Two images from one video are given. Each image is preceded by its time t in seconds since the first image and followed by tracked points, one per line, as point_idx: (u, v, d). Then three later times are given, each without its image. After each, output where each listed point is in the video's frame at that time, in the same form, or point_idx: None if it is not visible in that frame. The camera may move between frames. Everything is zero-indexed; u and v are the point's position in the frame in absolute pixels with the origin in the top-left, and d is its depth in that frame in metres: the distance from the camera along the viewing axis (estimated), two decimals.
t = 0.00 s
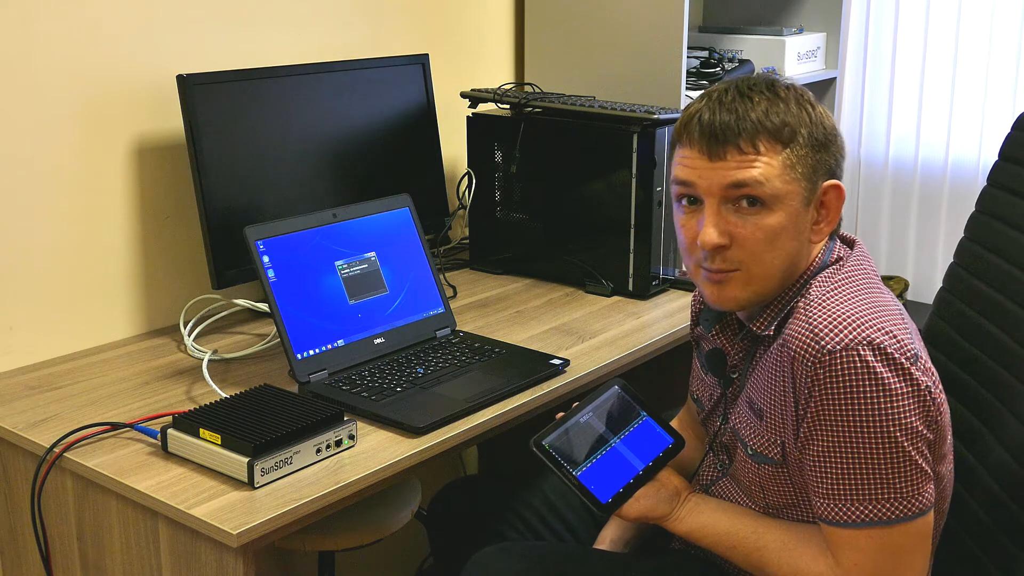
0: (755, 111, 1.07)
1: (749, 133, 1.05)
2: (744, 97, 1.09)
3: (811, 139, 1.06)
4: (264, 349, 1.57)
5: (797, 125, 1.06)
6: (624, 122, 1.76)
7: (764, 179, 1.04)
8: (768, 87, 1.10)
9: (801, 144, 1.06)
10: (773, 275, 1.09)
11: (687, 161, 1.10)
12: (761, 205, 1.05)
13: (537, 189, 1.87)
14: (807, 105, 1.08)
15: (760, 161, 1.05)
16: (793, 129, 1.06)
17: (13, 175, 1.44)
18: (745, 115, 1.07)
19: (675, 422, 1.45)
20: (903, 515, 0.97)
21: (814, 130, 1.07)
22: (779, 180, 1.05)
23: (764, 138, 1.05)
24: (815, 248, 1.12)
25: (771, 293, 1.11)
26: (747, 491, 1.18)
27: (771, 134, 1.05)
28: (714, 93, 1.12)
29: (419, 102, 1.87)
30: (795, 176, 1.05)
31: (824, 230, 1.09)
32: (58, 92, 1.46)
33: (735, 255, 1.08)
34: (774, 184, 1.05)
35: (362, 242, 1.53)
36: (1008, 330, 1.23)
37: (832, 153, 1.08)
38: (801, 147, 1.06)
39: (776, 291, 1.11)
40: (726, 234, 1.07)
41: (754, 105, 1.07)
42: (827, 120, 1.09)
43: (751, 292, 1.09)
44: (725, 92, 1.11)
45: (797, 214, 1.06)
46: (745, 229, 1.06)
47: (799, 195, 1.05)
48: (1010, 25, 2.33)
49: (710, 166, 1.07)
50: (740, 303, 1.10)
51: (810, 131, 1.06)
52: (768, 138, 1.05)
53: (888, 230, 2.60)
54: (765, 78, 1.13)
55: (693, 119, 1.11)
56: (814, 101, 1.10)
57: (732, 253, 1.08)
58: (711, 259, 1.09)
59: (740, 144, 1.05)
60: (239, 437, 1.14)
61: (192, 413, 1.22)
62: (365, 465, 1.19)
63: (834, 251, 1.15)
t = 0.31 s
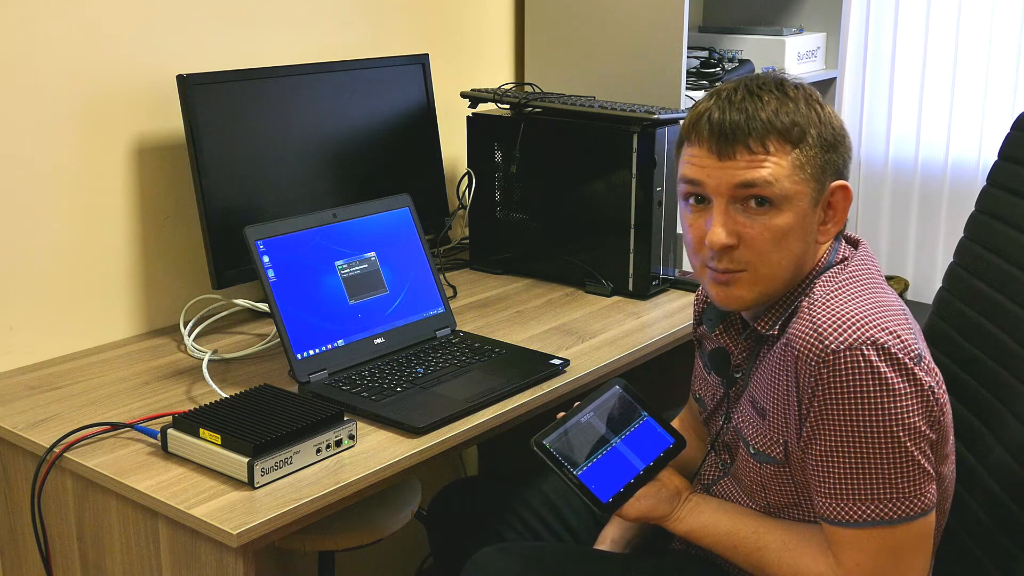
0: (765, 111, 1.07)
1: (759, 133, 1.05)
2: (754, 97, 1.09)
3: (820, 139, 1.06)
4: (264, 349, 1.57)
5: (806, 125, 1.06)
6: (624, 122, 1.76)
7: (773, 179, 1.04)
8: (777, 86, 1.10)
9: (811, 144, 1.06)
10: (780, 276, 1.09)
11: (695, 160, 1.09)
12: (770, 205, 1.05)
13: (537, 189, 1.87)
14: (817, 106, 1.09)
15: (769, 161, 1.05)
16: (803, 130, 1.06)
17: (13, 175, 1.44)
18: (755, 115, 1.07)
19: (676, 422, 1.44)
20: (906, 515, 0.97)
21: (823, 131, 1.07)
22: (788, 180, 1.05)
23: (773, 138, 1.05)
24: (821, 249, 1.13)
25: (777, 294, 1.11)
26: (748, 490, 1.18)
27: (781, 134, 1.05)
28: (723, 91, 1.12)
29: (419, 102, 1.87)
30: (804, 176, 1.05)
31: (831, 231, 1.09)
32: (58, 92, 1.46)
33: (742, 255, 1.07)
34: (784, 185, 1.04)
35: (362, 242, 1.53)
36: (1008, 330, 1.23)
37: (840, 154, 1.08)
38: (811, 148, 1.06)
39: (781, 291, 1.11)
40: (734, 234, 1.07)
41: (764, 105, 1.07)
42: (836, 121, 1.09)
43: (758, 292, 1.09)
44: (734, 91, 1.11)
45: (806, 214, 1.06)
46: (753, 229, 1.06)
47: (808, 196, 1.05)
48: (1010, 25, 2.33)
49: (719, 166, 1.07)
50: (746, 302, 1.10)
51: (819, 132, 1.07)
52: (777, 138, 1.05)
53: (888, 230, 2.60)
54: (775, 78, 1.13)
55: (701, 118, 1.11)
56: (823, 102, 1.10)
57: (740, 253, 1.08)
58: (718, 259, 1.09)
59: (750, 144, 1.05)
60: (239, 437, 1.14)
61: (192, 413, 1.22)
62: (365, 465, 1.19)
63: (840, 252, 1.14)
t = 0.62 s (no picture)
0: (765, 112, 1.07)
1: (757, 134, 1.05)
2: (754, 97, 1.09)
3: (820, 141, 1.06)
4: (264, 349, 1.57)
5: (806, 126, 1.06)
6: (625, 122, 1.76)
7: (771, 180, 1.04)
8: (779, 87, 1.10)
9: (811, 146, 1.06)
10: (777, 276, 1.09)
11: (695, 159, 1.10)
12: (768, 206, 1.05)
13: (537, 189, 1.87)
14: (818, 107, 1.08)
15: (768, 162, 1.05)
16: (802, 131, 1.06)
17: (13, 175, 1.44)
18: (755, 115, 1.07)
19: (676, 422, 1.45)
20: (904, 515, 0.97)
21: (823, 132, 1.07)
22: (786, 182, 1.05)
23: (772, 139, 1.05)
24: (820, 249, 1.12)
25: (774, 294, 1.11)
26: (747, 490, 1.18)
27: (780, 135, 1.05)
28: (724, 91, 1.12)
29: (419, 102, 1.87)
30: (802, 177, 1.05)
31: (829, 232, 1.09)
32: (58, 92, 1.46)
33: (739, 255, 1.07)
34: (781, 186, 1.04)
35: (362, 241, 1.53)
36: (1008, 330, 1.23)
37: (840, 155, 1.08)
38: (810, 149, 1.06)
39: (777, 292, 1.11)
40: (731, 235, 1.07)
41: (764, 106, 1.07)
42: (837, 123, 1.09)
43: (754, 292, 1.09)
44: (735, 91, 1.11)
45: (804, 215, 1.06)
46: (750, 230, 1.06)
47: (806, 197, 1.05)
48: (1010, 25, 2.33)
49: (717, 165, 1.07)
50: (742, 301, 1.10)
51: (819, 133, 1.06)
52: (776, 139, 1.05)
53: (888, 230, 2.60)
54: (777, 79, 1.13)
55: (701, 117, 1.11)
56: (825, 103, 1.10)
57: (736, 253, 1.08)
58: (715, 259, 1.09)
59: (749, 145, 1.05)
60: (239, 437, 1.14)
61: (192, 413, 1.22)
62: (365, 465, 1.19)
63: (839, 252, 1.14)
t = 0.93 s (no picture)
0: (757, 121, 1.04)
1: (744, 144, 1.03)
2: (754, 102, 1.06)
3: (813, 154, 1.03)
4: (264, 349, 1.57)
5: (799, 138, 1.03)
6: (625, 122, 1.76)
7: (754, 192, 1.03)
8: (784, 92, 1.07)
9: (803, 159, 1.03)
10: (762, 283, 1.08)
11: (687, 163, 1.09)
12: (751, 217, 1.04)
13: (537, 189, 1.87)
14: (821, 117, 1.05)
15: (752, 175, 1.03)
16: (794, 143, 1.03)
17: (13, 175, 1.44)
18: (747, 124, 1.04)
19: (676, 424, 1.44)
20: (902, 514, 0.97)
21: (818, 145, 1.04)
22: (770, 195, 1.03)
23: (760, 151, 1.03)
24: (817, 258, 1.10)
25: (762, 299, 1.11)
26: (747, 490, 1.18)
27: (770, 147, 1.03)
28: (730, 93, 1.10)
29: (419, 102, 1.87)
30: (789, 191, 1.03)
31: (821, 243, 1.07)
32: (58, 92, 1.46)
33: (722, 260, 1.08)
34: (764, 199, 1.03)
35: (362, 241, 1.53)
36: (1009, 330, 1.23)
37: (837, 168, 1.05)
38: (801, 163, 1.03)
39: (766, 297, 1.11)
40: (713, 241, 1.07)
41: (759, 114, 1.05)
42: (840, 134, 1.05)
43: (739, 296, 1.10)
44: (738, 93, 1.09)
45: (789, 227, 1.04)
46: (732, 238, 1.06)
47: (792, 210, 1.04)
48: (1010, 24, 2.33)
49: (705, 172, 1.07)
50: (726, 305, 1.11)
51: (815, 146, 1.03)
52: (765, 151, 1.03)
53: (889, 230, 2.60)
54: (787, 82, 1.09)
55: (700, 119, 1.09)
56: (832, 111, 1.07)
57: (719, 259, 1.08)
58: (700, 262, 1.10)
59: (735, 155, 1.04)
60: (239, 437, 1.14)
61: (192, 413, 1.22)
62: (364, 465, 1.19)
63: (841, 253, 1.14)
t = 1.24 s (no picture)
0: (704, 159, 1.04)
1: (698, 180, 1.04)
2: (707, 133, 1.05)
3: (771, 183, 1.01)
4: (264, 349, 1.57)
5: (754, 168, 1.01)
6: (625, 122, 1.76)
7: (708, 232, 1.05)
8: (736, 119, 1.04)
9: (751, 193, 1.02)
10: (748, 302, 1.10)
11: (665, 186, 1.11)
12: (715, 247, 1.06)
13: (537, 189, 1.87)
14: (773, 142, 1.02)
15: (707, 210, 1.05)
16: (747, 175, 1.01)
17: (13, 175, 1.44)
18: (704, 155, 1.04)
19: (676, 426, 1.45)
20: (904, 515, 0.97)
21: (775, 173, 1.01)
22: (725, 229, 1.04)
23: (712, 186, 1.03)
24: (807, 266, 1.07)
25: (756, 313, 1.13)
26: (749, 488, 1.18)
27: (717, 186, 1.03)
28: (695, 117, 1.09)
29: (419, 102, 1.87)
30: (741, 226, 1.03)
31: (798, 260, 1.06)
32: (58, 92, 1.46)
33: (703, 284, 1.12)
34: (720, 233, 1.04)
35: (362, 242, 1.53)
36: (1009, 330, 1.23)
37: (803, 192, 1.01)
38: (756, 194, 1.01)
39: (755, 308, 1.12)
40: (690, 265, 1.10)
41: (707, 150, 1.04)
42: (796, 156, 1.01)
43: (730, 312, 1.13)
44: (712, 113, 1.07)
45: (752, 255, 1.05)
46: (703, 264, 1.09)
47: (750, 240, 1.04)
48: (1010, 24, 2.33)
49: (673, 208, 1.09)
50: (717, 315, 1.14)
51: (763, 177, 1.01)
52: (718, 185, 1.03)
53: (889, 231, 2.61)
54: (748, 100, 1.06)
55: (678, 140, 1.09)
56: (790, 130, 1.02)
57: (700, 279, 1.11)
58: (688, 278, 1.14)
59: (692, 189, 1.05)
60: (239, 437, 1.14)
61: (192, 413, 1.22)
62: (364, 465, 1.19)
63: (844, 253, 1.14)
